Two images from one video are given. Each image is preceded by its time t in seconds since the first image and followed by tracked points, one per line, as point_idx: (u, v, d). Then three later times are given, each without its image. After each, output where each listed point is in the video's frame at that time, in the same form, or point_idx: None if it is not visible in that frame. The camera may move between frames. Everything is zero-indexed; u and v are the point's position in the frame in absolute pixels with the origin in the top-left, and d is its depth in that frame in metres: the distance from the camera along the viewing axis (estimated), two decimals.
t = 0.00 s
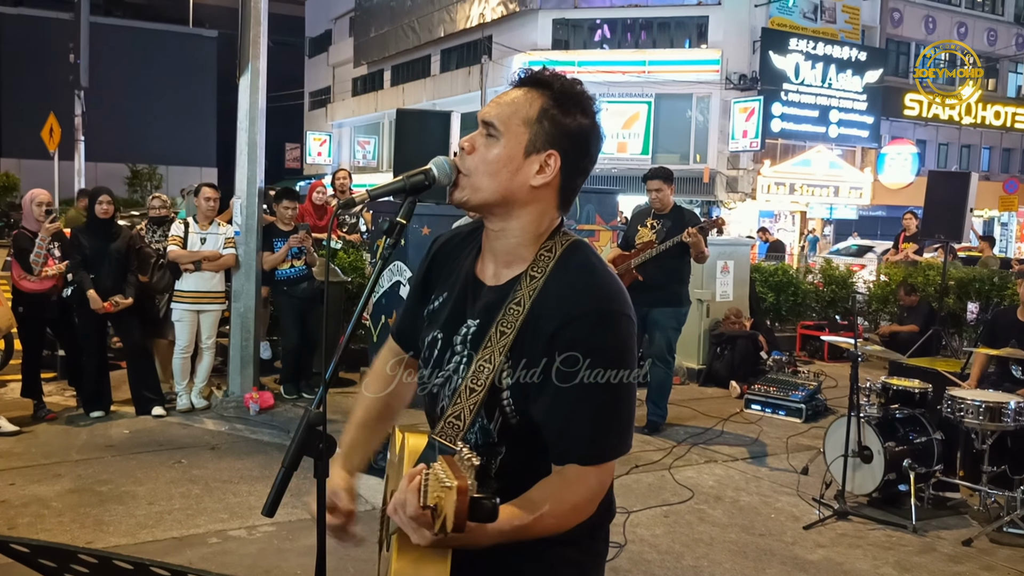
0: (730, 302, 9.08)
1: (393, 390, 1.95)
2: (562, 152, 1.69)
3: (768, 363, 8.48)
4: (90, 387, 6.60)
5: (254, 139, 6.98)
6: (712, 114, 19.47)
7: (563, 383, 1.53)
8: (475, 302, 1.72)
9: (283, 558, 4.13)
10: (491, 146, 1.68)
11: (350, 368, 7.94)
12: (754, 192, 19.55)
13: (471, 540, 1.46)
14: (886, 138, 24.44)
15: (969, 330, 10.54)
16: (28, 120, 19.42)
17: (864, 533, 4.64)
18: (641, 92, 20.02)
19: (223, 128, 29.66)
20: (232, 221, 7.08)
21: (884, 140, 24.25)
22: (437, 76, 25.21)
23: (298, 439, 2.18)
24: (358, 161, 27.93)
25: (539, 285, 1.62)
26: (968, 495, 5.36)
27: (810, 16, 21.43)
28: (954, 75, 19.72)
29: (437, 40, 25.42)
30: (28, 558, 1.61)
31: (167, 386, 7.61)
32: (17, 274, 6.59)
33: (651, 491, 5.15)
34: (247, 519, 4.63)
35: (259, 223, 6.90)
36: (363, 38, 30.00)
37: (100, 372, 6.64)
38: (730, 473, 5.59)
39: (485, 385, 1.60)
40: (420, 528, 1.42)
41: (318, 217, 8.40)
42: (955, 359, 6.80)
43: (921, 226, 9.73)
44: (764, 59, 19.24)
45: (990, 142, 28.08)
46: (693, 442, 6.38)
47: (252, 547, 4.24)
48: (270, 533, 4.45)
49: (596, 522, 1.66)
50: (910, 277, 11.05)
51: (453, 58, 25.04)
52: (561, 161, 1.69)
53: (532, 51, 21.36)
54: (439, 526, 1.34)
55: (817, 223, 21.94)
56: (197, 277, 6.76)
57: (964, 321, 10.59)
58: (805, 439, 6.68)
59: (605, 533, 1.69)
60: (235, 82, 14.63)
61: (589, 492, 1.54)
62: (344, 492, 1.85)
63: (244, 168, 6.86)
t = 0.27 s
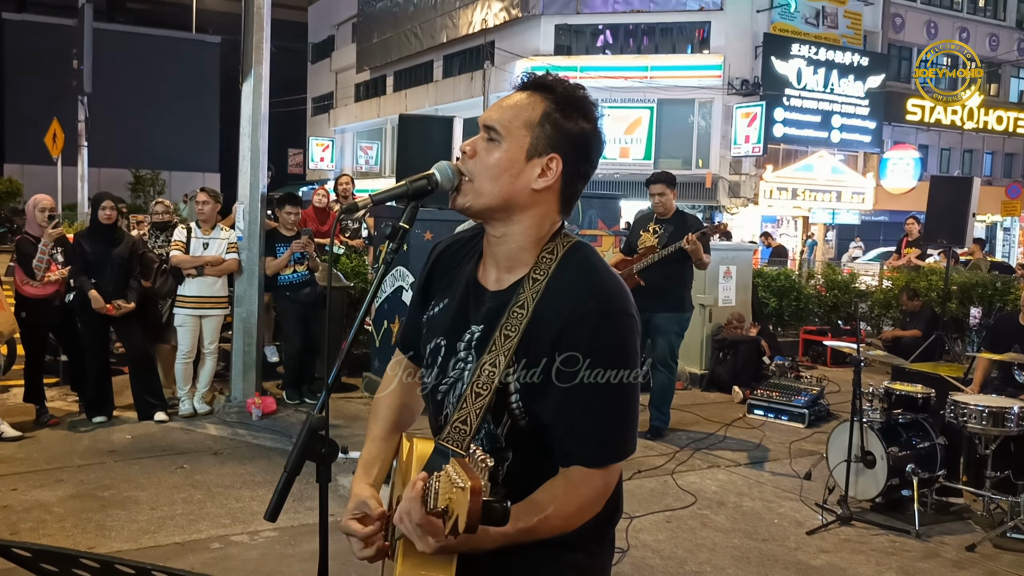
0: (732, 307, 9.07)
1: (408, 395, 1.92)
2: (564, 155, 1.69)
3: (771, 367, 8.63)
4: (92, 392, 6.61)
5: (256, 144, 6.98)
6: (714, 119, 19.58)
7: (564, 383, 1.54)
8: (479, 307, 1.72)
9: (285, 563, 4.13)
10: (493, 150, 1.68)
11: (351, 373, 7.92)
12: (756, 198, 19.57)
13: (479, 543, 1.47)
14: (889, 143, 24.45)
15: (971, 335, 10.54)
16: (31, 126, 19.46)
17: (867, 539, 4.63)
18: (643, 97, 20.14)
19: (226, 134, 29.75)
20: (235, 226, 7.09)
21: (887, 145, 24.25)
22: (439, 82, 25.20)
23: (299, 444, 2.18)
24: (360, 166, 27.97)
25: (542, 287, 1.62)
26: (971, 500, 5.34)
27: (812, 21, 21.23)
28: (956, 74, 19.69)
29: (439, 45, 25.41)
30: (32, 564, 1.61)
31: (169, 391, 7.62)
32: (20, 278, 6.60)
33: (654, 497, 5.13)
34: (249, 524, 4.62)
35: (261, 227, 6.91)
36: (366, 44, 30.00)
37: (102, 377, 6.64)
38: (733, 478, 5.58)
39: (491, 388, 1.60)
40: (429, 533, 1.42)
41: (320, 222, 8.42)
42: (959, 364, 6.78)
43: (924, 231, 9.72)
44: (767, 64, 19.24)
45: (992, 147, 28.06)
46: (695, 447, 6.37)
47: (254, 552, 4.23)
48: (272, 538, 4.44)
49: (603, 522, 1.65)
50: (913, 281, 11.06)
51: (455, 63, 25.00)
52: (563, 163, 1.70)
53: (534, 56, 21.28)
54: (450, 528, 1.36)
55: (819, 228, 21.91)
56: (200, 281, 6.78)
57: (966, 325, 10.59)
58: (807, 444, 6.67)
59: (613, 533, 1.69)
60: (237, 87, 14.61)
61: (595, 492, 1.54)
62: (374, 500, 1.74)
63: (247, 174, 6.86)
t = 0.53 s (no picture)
0: (734, 311, 9.06)
1: (409, 400, 1.92)
2: (567, 160, 1.69)
3: (773, 372, 8.52)
4: (95, 395, 6.62)
5: (259, 148, 7.00)
6: (716, 123, 19.48)
7: (562, 383, 1.55)
8: (480, 311, 1.72)
9: (287, 566, 4.13)
10: (495, 156, 1.68)
11: (353, 377, 7.91)
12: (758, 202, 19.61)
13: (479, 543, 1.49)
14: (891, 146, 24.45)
15: (974, 339, 10.53)
16: (34, 131, 19.56)
17: (869, 542, 4.62)
18: (645, 101, 19.96)
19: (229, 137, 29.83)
20: (237, 229, 7.10)
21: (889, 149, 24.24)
22: (441, 86, 25.22)
23: (301, 449, 2.18)
24: (363, 170, 28.01)
25: (543, 289, 1.63)
26: (974, 504, 5.33)
27: (814, 25, 21.19)
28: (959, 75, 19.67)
29: (442, 49, 25.37)
30: (32, 565, 1.61)
31: (171, 395, 7.63)
32: (22, 282, 6.63)
33: (656, 500, 5.13)
34: (251, 528, 4.63)
35: (264, 231, 6.94)
36: (368, 48, 29.86)
37: (105, 381, 6.66)
38: (735, 482, 5.58)
39: (493, 390, 1.60)
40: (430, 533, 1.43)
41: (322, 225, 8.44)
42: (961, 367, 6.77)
43: (926, 234, 9.72)
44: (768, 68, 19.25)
45: (995, 150, 28.04)
46: (697, 451, 6.36)
47: (256, 556, 4.23)
48: (273, 542, 4.45)
49: (606, 524, 1.66)
50: (915, 285, 11.05)
51: (457, 67, 25.01)
52: (565, 169, 1.70)
53: (537, 60, 21.26)
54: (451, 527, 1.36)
55: (822, 232, 21.89)
56: (202, 285, 6.78)
57: (969, 329, 10.58)
58: (810, 448, 6.66)
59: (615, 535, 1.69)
60: (239, 90, 14.62)
61: (598, 493, 1.55)
62: (375, 513, 1.73)
63: (250, 178, 6.88)
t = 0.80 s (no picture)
0: (738, 314, 9.04)
1: (412, 402, 1.92)
2: (572, 163, 1.70)
3: (776, 375, 8.57)
4: (98, 398, 6.62)
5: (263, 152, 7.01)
6: (720, 126, 19.49)
7: (563, 382, 1.55)
8: (483, 310, 1.72)
9: (290, 569, 4.13)
10: (499, 160, 1.69)
11: (357, 380, 7.90)
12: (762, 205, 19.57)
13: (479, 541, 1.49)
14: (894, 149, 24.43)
15: (978, 341, 10.50)
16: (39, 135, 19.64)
17: (873, 545, 4.62)
18: (649, 104, 19.99)
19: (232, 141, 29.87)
20: (241, 232, 7.11)
21: (892, 151, 24.22)
22: (444, 89, 25.22)
23: (304, 451, 2.18)
24: (366, 173, 28.02)
25: (545, 289, 1.63)
26: (979, 508, 5.31)
27: (817, 27, 21.15)
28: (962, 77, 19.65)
29: (445, 53, 25.33)
30: (36, 565, 1.62)
31: (174, 398, 7.63)
32: (26, 285, 6.64)
33: (659, 503, 5.12)
34: (254, 531, 4.63)
35: (267, 235, 6.95)
36: (371, 51, 29.89)
37: (109, 384, 6.67)
38: (738, 485, 5.57)
39: (496, 390, 1.61)
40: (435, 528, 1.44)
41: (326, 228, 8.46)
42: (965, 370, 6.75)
43: (929, 237, 9.70)
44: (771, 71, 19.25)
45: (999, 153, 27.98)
46: (700, 454, 6.35)
47: (259, 559, 4.24)
48: (277, 545, 4.45)
49: (607, 523, 1.65)
50: (919, 288, 11.04)
51: (460, 70, 25.01)
52: (569, 173, 1.71)
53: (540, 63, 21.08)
54: (458, 521, 1.36)
55: (825, 235, 21.85)
56: (205, 288, 6.79)
57: (973, 332, 10.56)
58: (813, 451, 6.65)
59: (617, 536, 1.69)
60: (242, 94, 14.63)
61: (601, 491, 1.54)
62: (380, 510, 1.75)
63: (254, 181, 6.89)
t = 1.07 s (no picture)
0: (746, 318, 9.01)
1: (419, 402, 1.92)
2: (580, 159, 1.71)
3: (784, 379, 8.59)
4: (107, 402, 6.65)
5: (270, 156, 7.02)
6: (727, 130, 19.51)
7: (565, 384, 1.57)
8: (490, 307, 1.72)
9: (298, 572, 4.14)
10: (507, 159, 1.68)
11: (365, 384, 7.91)
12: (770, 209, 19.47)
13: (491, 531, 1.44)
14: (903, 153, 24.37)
15: (987, 346, 10.45)
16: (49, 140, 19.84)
17: (882, 550, 4.60)
18: (656, 109, 20.06)
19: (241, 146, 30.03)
20: (249, 237, 7.13)
21: (901, 155, 24.16)
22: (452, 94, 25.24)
23: (313, 452, 2.19)
24: (373, 178, 28.08)
25: (554, 284, 1.64)
26: (988, 512, 5.28)
27: (825, 31, 21.10)
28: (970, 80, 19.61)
29: (453, 57, 25.35)
30: (45, 567, 1.63)
31: (183, 402, 7.66)
32: (36, 290, 6.68)
33: (667, 508, 5.11)
34: (262, 534, 4.64)
35: (276, 239, 6.90)
36: (379, 57, 30.01)
37: (117, 388, 6.70)
38: (746, 490, 5.56)
39: (505, 386, 1.61)
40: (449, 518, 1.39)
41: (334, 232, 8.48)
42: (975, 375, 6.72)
43: (938, 241, 9.67)
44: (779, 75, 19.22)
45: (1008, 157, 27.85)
46: (708, 458, 6.34)
47: (267, 562, 4.24)
48: (285, 548, 4.46)
49: (615, 519, 1.66)
50: (927, 292, 11.01)
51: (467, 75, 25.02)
52: (579, 169, 1.72)
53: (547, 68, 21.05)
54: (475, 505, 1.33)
55: (833, 239, 21.77)
56: (214, 293, 6.85)
57: (982, 336, 10.51)
58: (821, 456, 6.63)
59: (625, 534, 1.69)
60: (250, 99, 14.72)
61: (611, 485, 1.55)
62: (382, 512, 1.75)
63: (262, 186, 6.91)
